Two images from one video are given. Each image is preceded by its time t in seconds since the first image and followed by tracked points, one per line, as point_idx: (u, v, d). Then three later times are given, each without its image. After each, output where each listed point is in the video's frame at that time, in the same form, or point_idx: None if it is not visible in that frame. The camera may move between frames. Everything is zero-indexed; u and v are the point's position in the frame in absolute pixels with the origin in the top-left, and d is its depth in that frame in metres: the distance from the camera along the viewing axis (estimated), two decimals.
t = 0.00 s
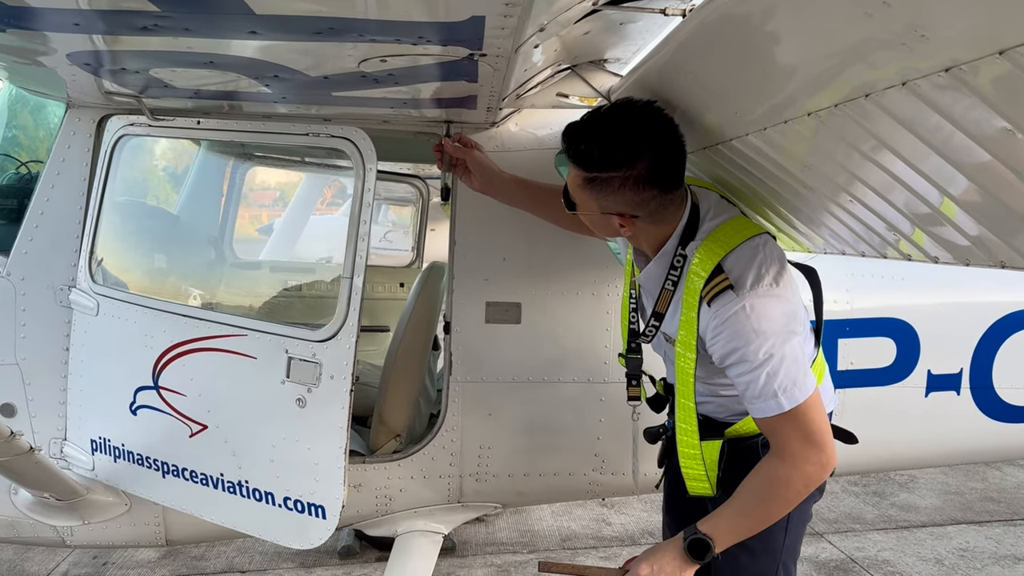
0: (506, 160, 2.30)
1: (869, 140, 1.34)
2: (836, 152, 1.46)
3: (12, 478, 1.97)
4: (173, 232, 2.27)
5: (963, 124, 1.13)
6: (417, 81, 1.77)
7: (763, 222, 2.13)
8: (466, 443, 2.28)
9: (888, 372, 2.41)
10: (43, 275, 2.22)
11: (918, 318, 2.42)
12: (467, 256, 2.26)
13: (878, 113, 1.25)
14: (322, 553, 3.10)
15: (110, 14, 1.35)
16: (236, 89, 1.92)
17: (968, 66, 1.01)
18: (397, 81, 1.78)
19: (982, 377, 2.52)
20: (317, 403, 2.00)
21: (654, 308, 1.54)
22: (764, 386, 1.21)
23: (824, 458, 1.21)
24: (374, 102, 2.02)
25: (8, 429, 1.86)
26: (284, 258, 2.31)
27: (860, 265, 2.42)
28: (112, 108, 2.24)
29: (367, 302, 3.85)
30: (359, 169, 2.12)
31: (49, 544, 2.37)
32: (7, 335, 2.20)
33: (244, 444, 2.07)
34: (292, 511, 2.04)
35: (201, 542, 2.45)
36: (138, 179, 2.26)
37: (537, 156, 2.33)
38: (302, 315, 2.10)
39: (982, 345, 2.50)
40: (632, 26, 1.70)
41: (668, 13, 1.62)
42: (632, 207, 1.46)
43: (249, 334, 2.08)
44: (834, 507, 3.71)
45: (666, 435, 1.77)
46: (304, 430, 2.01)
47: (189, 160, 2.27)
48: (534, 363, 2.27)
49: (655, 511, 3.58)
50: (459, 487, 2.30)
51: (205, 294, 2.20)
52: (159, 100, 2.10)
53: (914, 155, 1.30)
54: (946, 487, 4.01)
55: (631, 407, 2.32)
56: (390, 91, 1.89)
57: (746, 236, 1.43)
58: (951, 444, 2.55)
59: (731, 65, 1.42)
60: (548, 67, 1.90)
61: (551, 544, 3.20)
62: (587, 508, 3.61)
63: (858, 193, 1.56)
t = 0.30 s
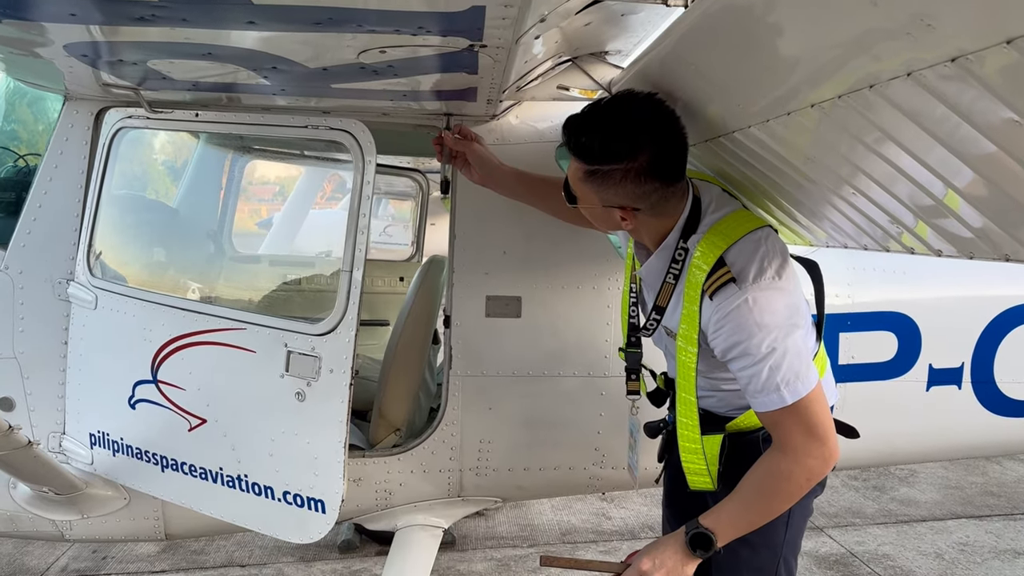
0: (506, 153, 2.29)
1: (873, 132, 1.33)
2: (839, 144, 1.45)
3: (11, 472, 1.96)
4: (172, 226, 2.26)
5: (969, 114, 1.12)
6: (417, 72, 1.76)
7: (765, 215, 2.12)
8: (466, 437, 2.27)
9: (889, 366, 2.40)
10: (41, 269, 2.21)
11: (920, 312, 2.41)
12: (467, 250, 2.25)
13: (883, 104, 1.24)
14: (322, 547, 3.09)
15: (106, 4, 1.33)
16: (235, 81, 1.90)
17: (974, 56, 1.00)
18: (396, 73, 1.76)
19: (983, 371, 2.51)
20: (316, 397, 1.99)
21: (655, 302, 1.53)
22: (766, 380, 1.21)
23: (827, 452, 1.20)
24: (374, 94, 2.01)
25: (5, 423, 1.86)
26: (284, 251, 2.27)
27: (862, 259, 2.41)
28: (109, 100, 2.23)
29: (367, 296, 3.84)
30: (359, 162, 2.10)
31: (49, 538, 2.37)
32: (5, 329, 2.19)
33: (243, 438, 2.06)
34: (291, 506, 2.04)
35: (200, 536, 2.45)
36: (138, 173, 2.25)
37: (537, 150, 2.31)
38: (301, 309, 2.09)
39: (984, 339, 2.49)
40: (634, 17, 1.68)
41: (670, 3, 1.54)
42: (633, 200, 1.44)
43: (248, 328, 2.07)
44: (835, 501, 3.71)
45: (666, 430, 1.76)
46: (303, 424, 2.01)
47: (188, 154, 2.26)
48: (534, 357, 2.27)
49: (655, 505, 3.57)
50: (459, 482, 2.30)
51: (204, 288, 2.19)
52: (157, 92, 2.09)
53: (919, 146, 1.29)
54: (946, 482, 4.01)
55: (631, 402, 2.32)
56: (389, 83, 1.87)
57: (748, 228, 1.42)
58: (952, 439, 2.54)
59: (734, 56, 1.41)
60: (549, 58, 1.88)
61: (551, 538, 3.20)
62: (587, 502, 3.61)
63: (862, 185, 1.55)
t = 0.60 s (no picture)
0: (506, 148, 2.28)
1: (875, 126, 1.33)
2: (841, 138, 1.44)
3: (10, 467, 1.96)
4: (171, 221, 2.25)
5: (972, 108, 1.11)
6: (416, 66, 1.75)
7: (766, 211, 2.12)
8: (466, 433, 2.27)
9: (889, 362, 2.40)
10: (40, 264, 2.20)
11: (920, 308, 2.41)
12: (467, 245, 2.24)
13: (885, 98, 1.24)
14: (322, 543, 3.09)
15: None
16: (234, 75, 1.90)
17: (977, 48, 0.99)
18: (396, 66, 1.75)
19: (983, 366, 2.51)
20: (316, 392, 1.99)
21: (656, 297, 1.52)
22: (767, 374, 1.20)
23: (829, 446, 1.20)
24: (373, 89, 2.00)
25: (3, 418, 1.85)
26: (283, 247, 2.26)
27: (862, 255, 2.41)
28: (108, 94, 2.22)
29: (366, 292, 3.84)
30: (358, 157, 2.09)
31: (48, 533, 2.37)
32: (4, 324, 2.19)
33: (242, 434, 2.06)
34: (291, 501, 2.03)
35: (200, 532, 2.45)
36: (137, 168, 2.24)
37: (537, 145, 2.30)
38: (299, 304, 2.08)
39: (984, 334, 2.48)
40: (634, 11, 1.67)
41: None
42: (635, 193, 1.44)
43: (248, 323, 2.07)
44: (834, 497, 3.72)
45: (664, 425, 1.77)
46: (303, 419, 2.00)
47: (187, 149, 2.25)
48: (534, 353, 2.26)
49: (654, 501, 3.58)
50: (459, 477, 2.30)
51: (203, 284, 2.18)
52: (156, 87, 2.08)
53: (921, 140, 1.28)
54: (945, 478, 4.01)
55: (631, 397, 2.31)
56: (389, 77, 1.86)
57: (750, 223, 1.41)
58: (952, 434, 2.54)
59: (735, 50, 1.40)
60: (549, 52, 1.87)
61: (550, 533, 3.20)
62: (587, 498, 3.61)
63: (863, 180, 1.54)
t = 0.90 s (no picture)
0: (504, 145, 2.28)
1: (874, 122, 1.32)
2: (840, 135, 1.44)
3: (6, 465, 1.95)
4: (168, 218, 2.25)
5: (971, 104, 1.11)
6: (414, 62, 1.74)
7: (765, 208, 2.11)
8: (463, 430, 2.26)
9: (888, 360, 2.40)
10: (36, 261, 2.20)
11: (919, 305, 2.41)
12: (465, 242, 2.24)
13: (884, 94, 1.23)
14: (319, 540, 3.09)
15: None
16: (231, 71, 1.89)
17: (977, 44, 0.99)
18: (393, 62, 1.74)
19: (981, 364, 2.51)
20: (313, 389, 1.99)
21: (653, 293, 1.52)
22: (762, 372, 1.20)
23: (821, 445, 1.20)
24: (371, 85, 1.99)
25: None
26: (281, 244, 2.22)
27: (861, 252, 2.41)
28: (105, 91, 2.21)
29: (364, 289, 3.83)
30: (355, 154, 2.09)
31: (44, 531, 2.36)
32: None
33: (238, 431, 2.06)
34: (287, 499, 2.03)
35: (197, 530, 2.44)
36: (134, 165, 2.23)
37: (535, 141, 2.30)
38: (298, 302, 2.07)
39: (983, 332, 2.48)
40: (633, 8, 1.66)
41: None
42: (634, 189, 1.43)
43: (245, 320, 2.06)
44: (832, 495, 3.72)
45: (662, 422, 1.79)
46: (299, 416, 2.00)
47: (183, 146, 2.25)
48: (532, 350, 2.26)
49: (652, 499, 3.57)
50: (456, 475, 2.29)
51: (200, 281, 2.18)
52: (152, 83, 2.07)
53: (920, 136, 1.27)
54: (944, 475, 4.02)
55: (629, 394, 2.31)
56: (386, 73, 1.86)
57: (747, 221, 1.41)
58: (950, 432, 2.54)
59: (734, 46, 1.40)
60: (547, 49, 1.86)
61: (548, 531, 3.20)
62: (585, 495, 3.61)
63: (862, 176, 1.54)
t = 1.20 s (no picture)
0: (502, 145, 2.28)
1: (870, 123, 1.33)
2: (837, 136, 1.44)
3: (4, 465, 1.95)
4: (165, 218, 2.25)
5: (967, 106, 1.11)
6: (412, 63, 1.74)
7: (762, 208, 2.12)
8: (461, 430, 2.27)
9: (884, 359, 2.40)
10: (34, 260, 2.19)
11: (916, 305, 2.41)
12: (463, 242, 2.24)
13: (880, 95, 1.23)
14: (317, 540, 3.09)
15: None
16: (229, 71, 1.89)
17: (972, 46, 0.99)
18: (391, 63, 1.74)
19: (978, 364, 2.51)
20: (311, 389, 1.99)
21: (650, 293, 1.52)
22: (759, 372, 1.20)
23: (817, 444, 1.20)
24: (369, 85, 1.99)
25: None
26: (278, 244, 2.27)
27: (857, 252, 2.41)
28: (102, 91, 2.21)
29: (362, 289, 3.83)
30: (353, 153, 2.10)
31: (42, 531, 2.36)
32: None
33: (236, 431, 2.06)
34: (285, 498, 2.03)
35: (195, 529, 2.44)
36: (132, 165, 2.23)
37: (533, 142, 2.30)
38: (295, 302, 2.08)
39: (980, 332, 2.49)
40: (630, 8, 1.66)
41: None
42: (632, 189, 1.43)
43: (242, 320, 2.06)
44: (829, 494, 3.72)
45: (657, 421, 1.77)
46: (297, 416, 2.00)
47: (181, 145, 2.25)
48: (529, 350, 2.26)
49: (650, 498, 3.58)
50: (454, 475, 2.30)
51: (198, 280, 2.18)
52: (150, 83, 2.07)
53: (916, 138, 1.28)
54: (940, 475, 4.02)
55: (627, 394, 2.31)
56: (384, 74, 1.86)
57: (745, 221, 1.41)
58: (947, 432, 2.55)
59: (730, 48, 1.40)
60: (545, 49, 1.87)
61: (546, 531, 3.20)
62: (583, 495, 3.61)
63: (858, 177, 1.55)
